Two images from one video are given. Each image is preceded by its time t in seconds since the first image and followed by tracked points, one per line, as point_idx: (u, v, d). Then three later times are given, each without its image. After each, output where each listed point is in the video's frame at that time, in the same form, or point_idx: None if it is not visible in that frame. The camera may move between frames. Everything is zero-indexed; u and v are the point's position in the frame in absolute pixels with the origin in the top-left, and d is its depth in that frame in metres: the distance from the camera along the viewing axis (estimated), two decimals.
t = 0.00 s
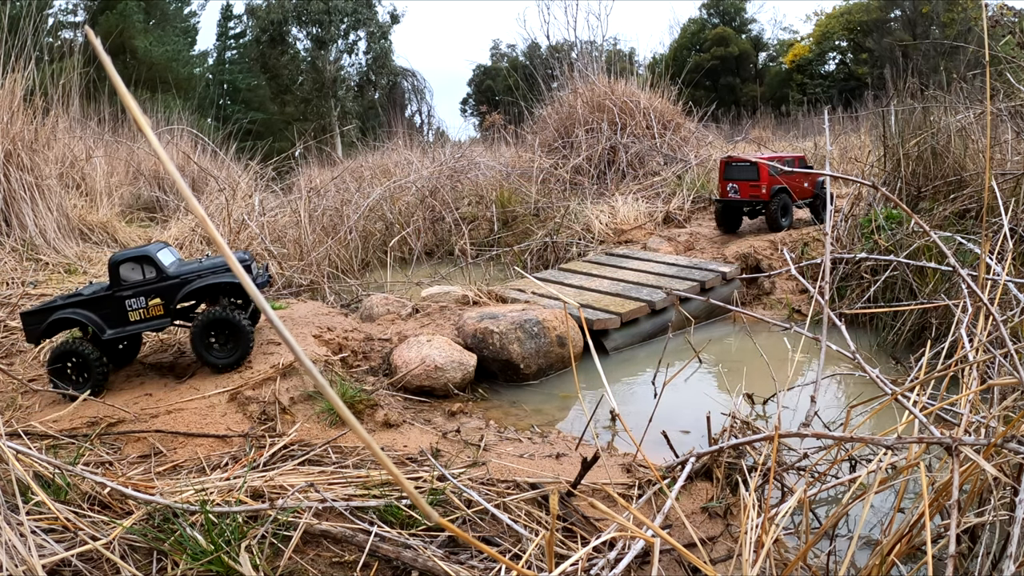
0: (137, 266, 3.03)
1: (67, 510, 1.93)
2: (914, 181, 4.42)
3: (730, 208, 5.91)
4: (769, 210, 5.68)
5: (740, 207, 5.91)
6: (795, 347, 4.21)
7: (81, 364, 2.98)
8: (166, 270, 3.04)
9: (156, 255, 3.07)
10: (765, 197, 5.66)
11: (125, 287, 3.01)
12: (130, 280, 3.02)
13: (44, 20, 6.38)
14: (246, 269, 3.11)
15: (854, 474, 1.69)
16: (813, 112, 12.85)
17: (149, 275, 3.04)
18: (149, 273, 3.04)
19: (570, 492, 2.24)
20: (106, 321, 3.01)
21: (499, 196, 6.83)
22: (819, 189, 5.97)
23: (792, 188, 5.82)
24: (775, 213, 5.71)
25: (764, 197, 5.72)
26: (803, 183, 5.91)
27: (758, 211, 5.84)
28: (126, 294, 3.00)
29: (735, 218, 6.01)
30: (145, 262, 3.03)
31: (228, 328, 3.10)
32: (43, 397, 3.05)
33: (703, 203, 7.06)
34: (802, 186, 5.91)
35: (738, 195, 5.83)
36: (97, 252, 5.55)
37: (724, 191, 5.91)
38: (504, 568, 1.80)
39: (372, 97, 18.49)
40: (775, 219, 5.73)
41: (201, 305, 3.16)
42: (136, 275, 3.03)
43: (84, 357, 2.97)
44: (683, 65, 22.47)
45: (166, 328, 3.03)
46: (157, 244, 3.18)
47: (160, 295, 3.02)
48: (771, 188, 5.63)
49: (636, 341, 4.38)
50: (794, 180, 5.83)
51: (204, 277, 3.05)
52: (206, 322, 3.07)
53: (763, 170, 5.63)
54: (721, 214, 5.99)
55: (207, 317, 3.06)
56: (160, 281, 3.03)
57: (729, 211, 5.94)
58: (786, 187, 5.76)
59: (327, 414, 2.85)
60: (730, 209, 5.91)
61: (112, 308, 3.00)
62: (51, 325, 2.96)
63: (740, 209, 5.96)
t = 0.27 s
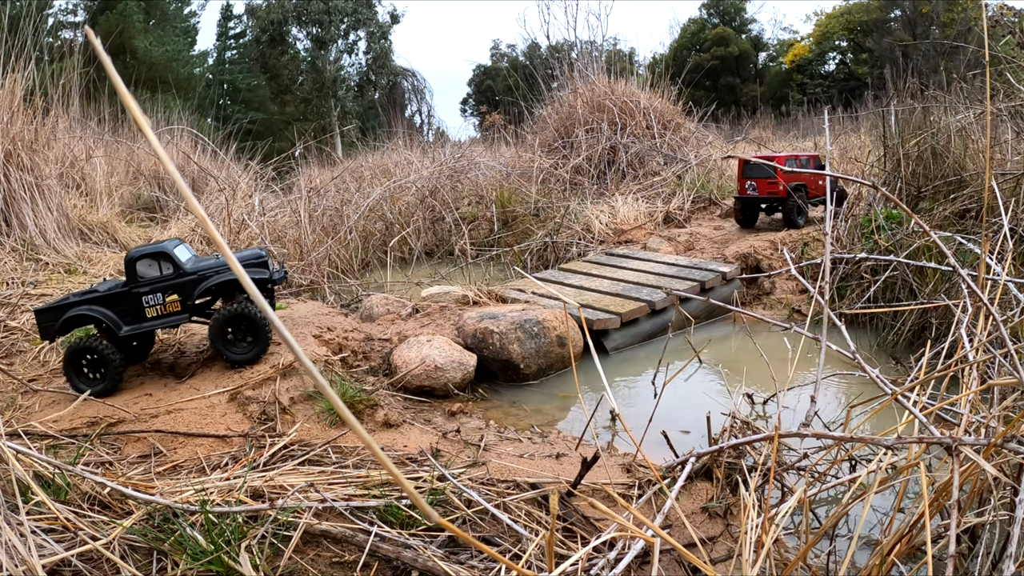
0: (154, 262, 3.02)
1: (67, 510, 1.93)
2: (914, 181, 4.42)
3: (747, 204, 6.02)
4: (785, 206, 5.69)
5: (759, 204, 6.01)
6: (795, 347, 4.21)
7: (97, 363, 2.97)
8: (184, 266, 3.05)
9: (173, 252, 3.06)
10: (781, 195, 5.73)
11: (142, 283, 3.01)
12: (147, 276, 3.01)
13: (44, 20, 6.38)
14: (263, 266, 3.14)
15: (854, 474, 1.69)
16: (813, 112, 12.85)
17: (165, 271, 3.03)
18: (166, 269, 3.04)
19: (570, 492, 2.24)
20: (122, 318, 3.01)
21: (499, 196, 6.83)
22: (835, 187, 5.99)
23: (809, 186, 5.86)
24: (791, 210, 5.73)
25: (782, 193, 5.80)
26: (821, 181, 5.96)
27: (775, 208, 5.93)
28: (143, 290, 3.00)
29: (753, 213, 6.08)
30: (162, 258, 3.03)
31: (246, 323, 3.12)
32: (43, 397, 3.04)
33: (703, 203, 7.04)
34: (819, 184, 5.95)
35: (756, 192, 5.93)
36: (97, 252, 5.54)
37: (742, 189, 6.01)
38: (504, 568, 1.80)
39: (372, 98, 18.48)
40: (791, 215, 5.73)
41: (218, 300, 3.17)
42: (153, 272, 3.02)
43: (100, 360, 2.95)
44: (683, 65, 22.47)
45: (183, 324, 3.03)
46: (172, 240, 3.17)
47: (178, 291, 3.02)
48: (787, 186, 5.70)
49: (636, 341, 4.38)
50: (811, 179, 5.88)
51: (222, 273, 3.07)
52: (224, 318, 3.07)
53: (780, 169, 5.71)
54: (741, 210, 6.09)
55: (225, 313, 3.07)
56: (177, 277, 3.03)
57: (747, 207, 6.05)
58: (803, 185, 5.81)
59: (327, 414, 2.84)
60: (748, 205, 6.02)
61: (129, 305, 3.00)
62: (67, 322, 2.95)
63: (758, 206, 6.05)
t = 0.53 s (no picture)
0: (174, 259, 3.03)
1: (67, 510, 1.93)
2: (914, 181, 4.42)
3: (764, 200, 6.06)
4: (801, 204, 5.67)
5: (776, 201, 6.04)
6: (795, 347, 4.21)
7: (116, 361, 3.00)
8: (204, 263, 3.06)
9: (193, 248, 3.07)
10: (798, 192, 5.74)
11: (162, 280, 3.02)
12: (167, 273, 3.02)
13: (44, 20, 6.38)
14: (283, 263, 3.16)
15: (854, 474, 1.69)
16: (813, 112, 12.85)
17: (186, 268, 3.04)
18: (186, 266, 3.05)
19: (570, 492, 2.24)
20: (142, 314, 3.02)
21: (499, 196, 6.82)
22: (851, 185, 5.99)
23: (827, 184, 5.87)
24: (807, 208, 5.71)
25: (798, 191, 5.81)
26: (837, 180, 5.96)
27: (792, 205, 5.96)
28: (163, 287, 3.01)
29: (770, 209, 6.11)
30: (182, 255, 3.04)
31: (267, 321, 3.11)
32: (43, 397, 3.03)
33: (703, 202, 7.02)
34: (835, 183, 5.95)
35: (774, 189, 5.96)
36: (97, 252, 5.54)
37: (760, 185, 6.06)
38: (504, 568, 1.80)
39: (372, 98, 18.48)
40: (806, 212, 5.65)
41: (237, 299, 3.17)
42: (173, 268, 3.03)
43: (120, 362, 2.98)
44: (683, 65, 22.47)
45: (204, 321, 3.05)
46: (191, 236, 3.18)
47: (198, 288, 3.03)
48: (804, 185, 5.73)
49: (636, 341, 4.38)
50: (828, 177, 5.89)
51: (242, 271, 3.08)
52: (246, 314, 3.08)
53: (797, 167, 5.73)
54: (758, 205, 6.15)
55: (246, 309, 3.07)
56: (198, 274, 3.04)
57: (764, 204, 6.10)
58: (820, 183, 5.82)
59: (327, 414, 2.84)
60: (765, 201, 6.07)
61: (149, 301, 3.02)
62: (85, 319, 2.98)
63: (776, 203, 6.09)
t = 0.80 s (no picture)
0: (233, 252, 3.14)
1: (67, 510, 1.93)
2: (914, 181, 4.42)
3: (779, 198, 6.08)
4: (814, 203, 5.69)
5: (791, 199, 6.06)
6: (795, 347, 4.20)
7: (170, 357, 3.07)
8: (260, 258, 3.20)
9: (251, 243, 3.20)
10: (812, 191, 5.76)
11: (218, 275, 3.08)
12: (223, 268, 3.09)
13: (44, 20, 6.38)
14: (337, 258, 3.39)
15: (854, 474, 1.69)
16: (813, 112, 12.84)
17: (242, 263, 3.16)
18: (242, 261, 3.17)
19: (570, 492, 2.24)
20: (196, 308, 3.09)
21: (499, 196, 6.80)
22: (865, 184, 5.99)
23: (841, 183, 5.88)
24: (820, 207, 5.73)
25: (813, 189, 5.82)
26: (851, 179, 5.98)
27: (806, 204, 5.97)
28: (220, 281, 3.07)
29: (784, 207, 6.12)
30: (239, 251, 3.16)
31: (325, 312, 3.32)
32: (43, 397, 3.03)
33: (703, 202, 7.00)
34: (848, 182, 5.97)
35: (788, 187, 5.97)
36: (97, 252, 5.53)
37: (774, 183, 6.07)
38: (504, 568, 1.80)
39: (372, 98, 18.47)
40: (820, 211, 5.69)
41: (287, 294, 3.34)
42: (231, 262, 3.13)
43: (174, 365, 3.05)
44: (683, 65, 22.46)
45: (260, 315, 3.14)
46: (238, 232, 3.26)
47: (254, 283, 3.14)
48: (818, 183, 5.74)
49: (636, 341, 4.38)
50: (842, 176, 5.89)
51: (298, 265, 3.27)
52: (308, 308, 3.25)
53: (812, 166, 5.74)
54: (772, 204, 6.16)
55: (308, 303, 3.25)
56: (255, 269, 3.18)
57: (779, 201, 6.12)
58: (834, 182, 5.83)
59: (327, 414, 2.84)
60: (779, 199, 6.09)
61: (205, 296, 3.08)
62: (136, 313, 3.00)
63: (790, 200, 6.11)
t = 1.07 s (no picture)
0: (320, 281, 3.22)
1: (67, 509, 1.94)
2: (914, 181, 4.42)
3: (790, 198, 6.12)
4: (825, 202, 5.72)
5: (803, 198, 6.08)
6: (795, 347, 4.20)
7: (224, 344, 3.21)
8: (345, 293, 3.25)
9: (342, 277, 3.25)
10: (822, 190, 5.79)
11: (302, 294, 3.22)
12: (309, 290, 3.22)
13: (44, 20, 6.38)
14: (410, 319, 3.31)
15: (854, 474, 1.69)
16: (813, 112, 12.84)
17: (327, 292, 3.24)
18: (329, 290, 3.24)
19: (570, 492, 2.24)
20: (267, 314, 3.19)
21: (499, 196, 6.79)
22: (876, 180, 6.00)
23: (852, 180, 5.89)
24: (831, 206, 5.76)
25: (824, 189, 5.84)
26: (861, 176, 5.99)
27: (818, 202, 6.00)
28: (300, 301, 3.22)
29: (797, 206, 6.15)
30: (328, 280, 3.22)
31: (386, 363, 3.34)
32: (43, 397, 3.02)
33: (703, 202, 6.97)
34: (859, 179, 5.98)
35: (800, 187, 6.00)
36: (97, 251, 5.53)
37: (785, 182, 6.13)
38: (504, 569, 1.80)
39: (372, 98, 18.47)
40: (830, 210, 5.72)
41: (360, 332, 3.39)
42: (315, 288, 3.23)
43: (225, 355, 3.19)
44: (683, 64, 22.46)
45: (322, 341, 3.25)
46: (337, 252, 3.34)
47: (331, 314, 3.25)
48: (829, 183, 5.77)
49: (636, 341, 4.38)
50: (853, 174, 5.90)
51: (374, 313, 3.28)
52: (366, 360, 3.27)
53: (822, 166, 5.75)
54: (784, 202, 6.24)
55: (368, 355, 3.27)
56: (336, 301, 3.25)
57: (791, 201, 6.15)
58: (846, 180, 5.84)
59: (327, 414, 2.84)
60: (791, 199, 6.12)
61: (281, 306, 3.22)
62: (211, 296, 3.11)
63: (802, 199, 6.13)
